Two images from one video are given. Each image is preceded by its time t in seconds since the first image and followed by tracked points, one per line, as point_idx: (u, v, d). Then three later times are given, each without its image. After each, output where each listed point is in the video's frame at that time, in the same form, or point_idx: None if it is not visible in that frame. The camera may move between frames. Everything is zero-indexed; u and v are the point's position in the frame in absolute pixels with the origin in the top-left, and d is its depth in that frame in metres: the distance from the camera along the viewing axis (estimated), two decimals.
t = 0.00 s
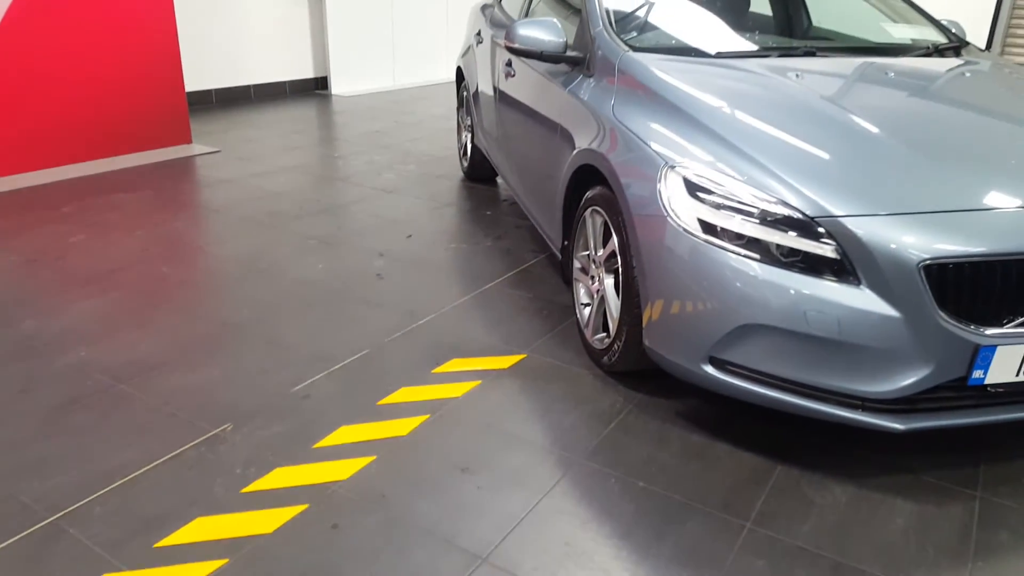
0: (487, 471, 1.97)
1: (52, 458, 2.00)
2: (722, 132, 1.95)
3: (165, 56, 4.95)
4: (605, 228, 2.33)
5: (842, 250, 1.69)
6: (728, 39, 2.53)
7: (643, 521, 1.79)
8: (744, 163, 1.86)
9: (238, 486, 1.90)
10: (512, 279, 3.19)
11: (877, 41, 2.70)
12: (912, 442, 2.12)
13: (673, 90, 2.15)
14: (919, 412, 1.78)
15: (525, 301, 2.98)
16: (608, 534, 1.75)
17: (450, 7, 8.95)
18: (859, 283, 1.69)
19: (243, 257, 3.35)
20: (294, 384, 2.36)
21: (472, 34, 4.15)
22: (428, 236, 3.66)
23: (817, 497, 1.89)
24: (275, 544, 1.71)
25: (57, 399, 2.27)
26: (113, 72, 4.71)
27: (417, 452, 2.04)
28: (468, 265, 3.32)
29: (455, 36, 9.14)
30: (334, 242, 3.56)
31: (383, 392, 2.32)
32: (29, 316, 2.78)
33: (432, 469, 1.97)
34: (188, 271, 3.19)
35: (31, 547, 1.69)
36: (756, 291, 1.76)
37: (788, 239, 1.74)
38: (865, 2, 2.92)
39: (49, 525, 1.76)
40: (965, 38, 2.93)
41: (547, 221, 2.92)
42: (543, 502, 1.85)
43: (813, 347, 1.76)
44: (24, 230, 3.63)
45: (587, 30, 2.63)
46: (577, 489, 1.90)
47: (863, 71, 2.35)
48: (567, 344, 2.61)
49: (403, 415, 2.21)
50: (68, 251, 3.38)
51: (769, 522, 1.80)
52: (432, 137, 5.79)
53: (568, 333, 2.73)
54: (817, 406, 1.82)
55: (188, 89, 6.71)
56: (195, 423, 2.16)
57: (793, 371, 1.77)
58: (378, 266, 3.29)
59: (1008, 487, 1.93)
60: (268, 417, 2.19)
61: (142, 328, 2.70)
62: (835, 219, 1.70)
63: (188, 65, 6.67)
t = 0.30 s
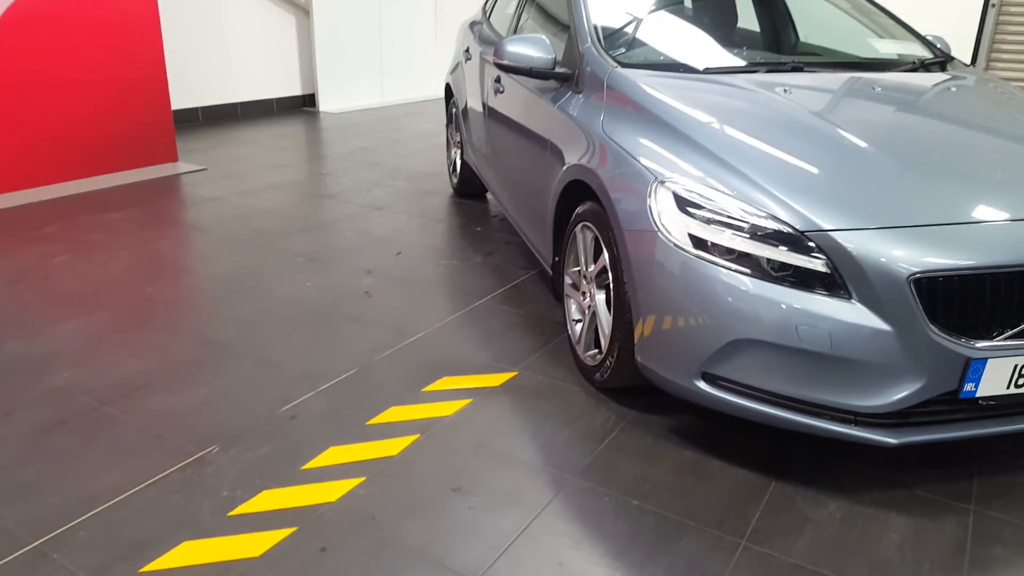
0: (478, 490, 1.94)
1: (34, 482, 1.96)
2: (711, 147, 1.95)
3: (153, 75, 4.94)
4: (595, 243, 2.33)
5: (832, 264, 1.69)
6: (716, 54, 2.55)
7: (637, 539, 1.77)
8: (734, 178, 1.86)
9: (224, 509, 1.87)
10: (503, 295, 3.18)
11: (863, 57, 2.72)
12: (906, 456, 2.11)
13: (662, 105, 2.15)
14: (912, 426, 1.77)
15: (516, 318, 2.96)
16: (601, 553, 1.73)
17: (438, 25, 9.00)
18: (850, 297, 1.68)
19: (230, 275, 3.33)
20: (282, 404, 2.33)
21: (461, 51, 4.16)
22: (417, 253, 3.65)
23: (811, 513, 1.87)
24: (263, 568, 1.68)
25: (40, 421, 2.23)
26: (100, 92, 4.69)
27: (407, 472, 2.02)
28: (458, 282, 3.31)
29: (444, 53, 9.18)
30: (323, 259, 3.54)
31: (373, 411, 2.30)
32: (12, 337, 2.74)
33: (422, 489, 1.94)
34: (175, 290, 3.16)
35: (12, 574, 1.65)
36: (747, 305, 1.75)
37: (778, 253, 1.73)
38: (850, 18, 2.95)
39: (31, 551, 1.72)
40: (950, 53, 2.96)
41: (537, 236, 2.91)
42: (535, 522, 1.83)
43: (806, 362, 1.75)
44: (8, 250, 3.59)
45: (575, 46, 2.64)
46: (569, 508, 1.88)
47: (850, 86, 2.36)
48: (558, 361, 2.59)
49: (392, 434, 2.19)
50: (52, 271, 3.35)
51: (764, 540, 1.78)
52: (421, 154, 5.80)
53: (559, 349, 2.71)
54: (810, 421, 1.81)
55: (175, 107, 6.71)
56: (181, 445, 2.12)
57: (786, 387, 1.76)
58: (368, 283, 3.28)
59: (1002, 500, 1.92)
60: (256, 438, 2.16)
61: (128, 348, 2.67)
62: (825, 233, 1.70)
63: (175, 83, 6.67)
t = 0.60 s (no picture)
0: (468, 509, 1.93)
1: (19, 505, 1.94)
2: (698, 165, 1.97)
3: (142, 95, 4.95)
4: (585, 260, 2.34)
5: (818, 280, 1.70)
6: (703, 74, 2.58)
7: (628, 557, 1.77)
8: (720, 195, 1.87)
9: (212, 530, 1.85)
10: (493, 312, 3.18)
11: (847, 76, 2.76)
12: (895, 471, 2.12)
13: (649, 124, 2.17)
14: (901, 440, 1.78)
15: (506, 335, 2.97)
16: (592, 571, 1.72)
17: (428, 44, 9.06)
18: (836, 312, 1.70)
19: (219, 294, 3.32)
20: (270, 423, 2.32)
21: (450, 70, 4.20)
22: (407, 271, 3.65)
23: (801, 528, 1.87)
24: None
25: (25, 443, 2.21)
26: (89, 112, 4.69)
27: (397, 491, 2.01)
28: (448, 300, 3.31)
29: (433, 72, 9.24)
30: (312, 278, 3.54)
31: (362, 430, 2.29)
32: None
33: (413, 508, 1.93)
34: (163, 309, 3.15)
35: None
36: (735, 321, 1.76)
37: (765, 269, 1.75)
38: (834, 38, 3.00)
39: None
40: (932, 72, 3.01)
41: (527, 254, 2.92)
42: (526, 540, 1.82)
43: (794, 378, 1.76)
44: None
45: (563, 65, 2.67)
46: (560, 526, 1.87)
47: (834, 104, 2.40)
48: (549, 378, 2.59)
49: (383, 453, 2.18)
50: (39, 291, 3.33)
51: (755, 556, 1.78)
52: (411, 172, 5.81)
53: (549, 366, 2.71)
54: (799, 436, 1.82)
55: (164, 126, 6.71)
56: (168, 466, 2.11)
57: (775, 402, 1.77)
58: (357, 301, 3.27)
59: (990, 514, 1.93)
60: (244, 459, 2.14)
61: (115, 368, 2.65)
62: (811, 249, 1.72)
63: (164, 102, 6.67)
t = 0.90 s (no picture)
0: (458, 524, 1.95)
1: (6, 525, 1.93)
2: (682, 183, 2.01)
3: (131, 115, 4.97)
4: (572, 277, 2.37)
5: (801, 295, 1.73)
6: (686, 94, 2.64)
7: (617, 570, 1.78)
8: (704, 213, 1.91)
9: (201, 549, 1.85)
10: (482, 329, 3.20)
11: (827, 95, 2.83)
12: (879, 482, 2.15)
13: (635, 143, 2.22)
14: (883, 452, 1.81)
15: (495, 351, 2.99)
16: None
17: (416, 64, 9.13)
18: (819, 326, 1.73)
19: (208, 313, 3.32)
20: (260, 441, 2.32)
21: (438, 90, 4.25)
22: (397, 288, 3.67)
23: (788, 540, 1.90)
24: None
25: (12, 463, 2.20)
26: (78, 132, 4.70)
27: (387, 507, 2.02)
28: (437, 316, 3.33)
29: (422, 92, 9.30)
30: (302, 296, 3.55)
31: (353, 447, 2.30)
32: None
33: (403, 525, 1.94)
34: (152, 328, 3.15)
35: None
36: (720, 336, 1.79)
37: (749, 285, 1.78)
38: (814, 58, 3.07)
39: None
40: (911, 92, 3.08)
41: (516, 270, 2.95)
42: (516, 555, 1.83)
43: (778, 391, 1.79)
44: None
45: (550, 86, 2.72)
46: (549, 540, 1.89)
47: (815, 123, 2.45)
48: (538, 394, 2.62)
49: (372, 470, 2.18)
50: (26, 311, 3.32)
51: (742, 568, 1.80)
52: (400, 190, 5.84)
53: (538, 382, 2.73)
54: (785, 449, 1.85)
55: (153, 146, 6.72)
56: (158, 485, 2.11)
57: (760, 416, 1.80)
58: (347, 318, 3.29)
59: (972, 524, 1.96)
60: (233, 477, 2.14)
61: (103, 388, 2.64)
62: (794, 265, 1.75)
63: (153, 122, 6.69)
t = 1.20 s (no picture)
0: (443, 541, 1.94)
1: None
2: (663, 197, 2.03)
3: (110, 133, 4.93)
4: (555, 291, 2.38)
5: (780, 307, 1.75)
6: (665, 109, 2.68)
7: None
8: (684, 226, 1.93)
9: (182, 571, 1.83)
10: (465, 344, 3.20)
11: (803, 110, 2.87)
12: (861, 492, 2.17)
13: (615, 158, 2.24)
14: (864, 461, 1.83)
15: (479, 366, 2.99)
16: None
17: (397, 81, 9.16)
18: (798, 337, 1.75)
19: (188, 331, 3.30)
20: (242, 460, 2.30)
21: (420, 107, 4.27)
22: (379, 304, 3.67)
23: (771, 551, 1.90)
24: None
25: None
26: (56, 150, 4.66)
27: (371, 525, 2.00)
28: (420, 332, 3.33)
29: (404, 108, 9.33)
30: (283, 313, 3.53)
31: (336, 464, 2.28)
32: None
33: (386, 542, 1.93)
34: (131, 347, 3.12)
35: None
36: (702, 348, 1.81)
37: (729, 297, 1.80)
38: (790, 74, 3.12)
39: None
40: (885, 106, 3.13)
41: (499, 285, 2.95)
42: (500, 571, 1.83)
43: (760, 402, 1.80)
44: None
45: (530, 102, 2.74)
46: (534, 555, 1.88)
47: (792, 137, 2.49)
48: (522, 409, 2.61)
49: (356, 488, 2.17)
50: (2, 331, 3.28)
51: None
52: (382, 206, 5.84)
53: (522, 397, 2.73)
54: (767, 460, 1.86)
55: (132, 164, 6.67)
56: (137, 506, 2.08)
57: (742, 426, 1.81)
58: (329, 335, 3.28)
59: (952, 532, 1.98)
60: (214, 497, 2.12)
61: (81, 409, 2.61)
62: (773, 277, 1.77)
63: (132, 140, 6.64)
